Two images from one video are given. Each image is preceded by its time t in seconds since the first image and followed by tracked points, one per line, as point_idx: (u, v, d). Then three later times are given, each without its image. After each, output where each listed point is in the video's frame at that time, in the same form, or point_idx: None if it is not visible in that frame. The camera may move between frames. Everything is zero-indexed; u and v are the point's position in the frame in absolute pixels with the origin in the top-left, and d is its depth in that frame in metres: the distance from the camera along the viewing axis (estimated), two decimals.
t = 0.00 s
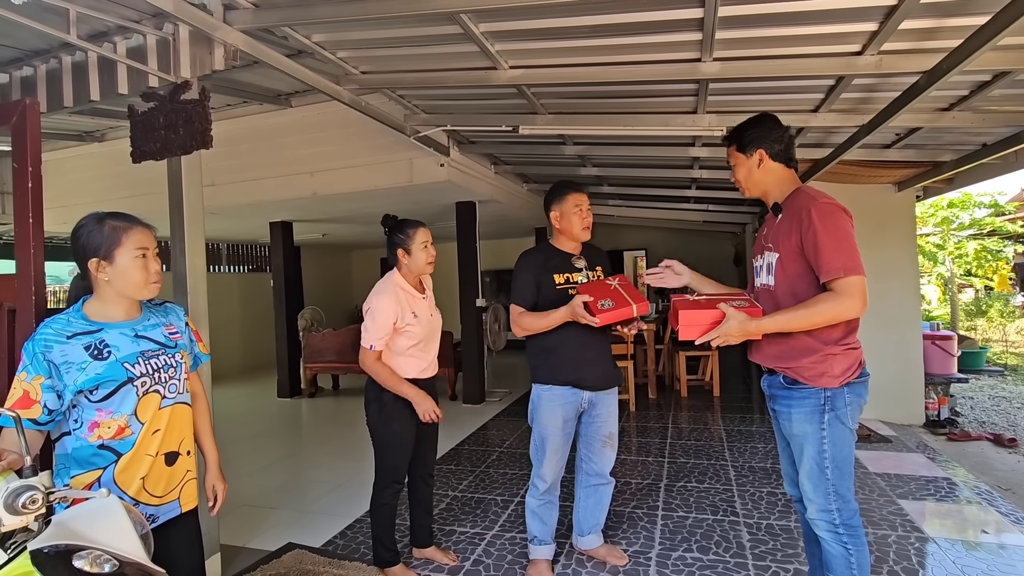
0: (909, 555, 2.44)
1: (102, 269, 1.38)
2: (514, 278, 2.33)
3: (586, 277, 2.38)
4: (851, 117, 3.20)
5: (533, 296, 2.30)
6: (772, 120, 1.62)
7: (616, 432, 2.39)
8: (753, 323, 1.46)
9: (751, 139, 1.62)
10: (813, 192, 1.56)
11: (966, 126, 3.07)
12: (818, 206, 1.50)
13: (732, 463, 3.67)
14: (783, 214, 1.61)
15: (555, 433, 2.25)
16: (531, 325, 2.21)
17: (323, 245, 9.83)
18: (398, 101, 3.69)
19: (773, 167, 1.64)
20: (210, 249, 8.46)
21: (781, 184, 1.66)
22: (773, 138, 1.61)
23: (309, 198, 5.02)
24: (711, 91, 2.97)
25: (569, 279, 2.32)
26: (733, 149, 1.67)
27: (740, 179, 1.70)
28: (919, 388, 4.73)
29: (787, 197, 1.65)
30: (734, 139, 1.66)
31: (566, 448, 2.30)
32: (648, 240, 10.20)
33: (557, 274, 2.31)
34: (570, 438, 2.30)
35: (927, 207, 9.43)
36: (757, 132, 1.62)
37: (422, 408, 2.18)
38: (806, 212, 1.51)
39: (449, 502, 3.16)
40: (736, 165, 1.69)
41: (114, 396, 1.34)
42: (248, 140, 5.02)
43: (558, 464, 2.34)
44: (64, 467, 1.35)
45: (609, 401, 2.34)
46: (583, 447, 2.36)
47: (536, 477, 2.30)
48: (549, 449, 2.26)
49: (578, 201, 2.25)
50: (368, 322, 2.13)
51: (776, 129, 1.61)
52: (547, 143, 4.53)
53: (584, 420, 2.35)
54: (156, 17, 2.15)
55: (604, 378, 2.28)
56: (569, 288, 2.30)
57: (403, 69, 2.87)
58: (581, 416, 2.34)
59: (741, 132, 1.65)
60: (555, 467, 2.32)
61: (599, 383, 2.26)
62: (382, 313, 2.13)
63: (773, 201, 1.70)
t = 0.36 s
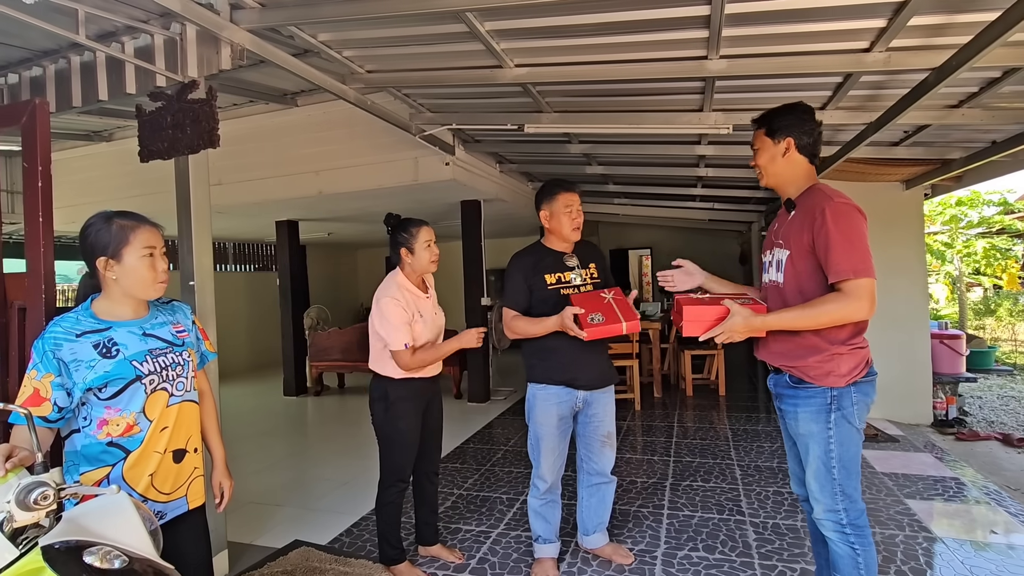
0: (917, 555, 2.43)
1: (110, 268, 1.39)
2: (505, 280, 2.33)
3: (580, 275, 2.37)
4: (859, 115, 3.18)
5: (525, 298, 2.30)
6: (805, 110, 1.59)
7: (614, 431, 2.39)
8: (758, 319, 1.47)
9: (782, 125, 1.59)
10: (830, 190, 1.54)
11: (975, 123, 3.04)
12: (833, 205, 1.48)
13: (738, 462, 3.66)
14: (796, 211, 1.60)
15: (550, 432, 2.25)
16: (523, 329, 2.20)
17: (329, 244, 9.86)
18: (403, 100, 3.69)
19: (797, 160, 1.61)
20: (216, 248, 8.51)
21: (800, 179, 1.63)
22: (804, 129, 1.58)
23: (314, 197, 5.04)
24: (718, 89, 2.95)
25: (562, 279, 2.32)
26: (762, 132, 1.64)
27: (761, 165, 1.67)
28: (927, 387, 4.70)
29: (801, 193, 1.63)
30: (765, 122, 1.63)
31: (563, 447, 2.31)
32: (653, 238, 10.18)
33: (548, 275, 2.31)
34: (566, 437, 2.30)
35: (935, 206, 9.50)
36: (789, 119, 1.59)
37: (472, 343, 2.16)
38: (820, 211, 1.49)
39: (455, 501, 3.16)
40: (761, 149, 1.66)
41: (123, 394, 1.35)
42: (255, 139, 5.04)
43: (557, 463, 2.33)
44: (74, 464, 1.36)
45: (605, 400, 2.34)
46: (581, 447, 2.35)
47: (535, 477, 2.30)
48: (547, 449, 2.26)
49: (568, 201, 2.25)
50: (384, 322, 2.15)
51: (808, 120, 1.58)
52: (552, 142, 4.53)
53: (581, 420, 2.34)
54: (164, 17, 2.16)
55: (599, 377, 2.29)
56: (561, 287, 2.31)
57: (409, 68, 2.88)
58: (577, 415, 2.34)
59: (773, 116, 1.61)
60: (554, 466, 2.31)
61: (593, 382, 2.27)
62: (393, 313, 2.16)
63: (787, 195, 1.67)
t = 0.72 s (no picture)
0: (922, 555, 2.43)
1: (116, 268, 1.40)
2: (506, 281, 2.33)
3: (580, 277, 2.37)
4: (864, 114, 3.17)
5: (525, 298, 2.30)
6: (822, 105, 1.58)
7: (615, 430, 2.39)
8: (763, 311, 1.47)
9: (806, 121, 1.56)
10: (848, 188, 1.54)
11: (981, 121, 3.03)
12: (847, 206, 1.47)
13: (742, 462, 3.65)
14: (810, 208, 1.60)
15: (551, 432, 2.25)
16: (524, 329, 2.20)
17: (333, 243, 9.87)
18: (406, 99, 3.69)
19: (819, 156, 1.60)
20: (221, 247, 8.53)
21: (820, 176, 1.62)
22: (826, 124, 1.57)
23: (318, 196, 5.05)
24: (722, 88, 2.95)
25: (562, 280, 2.32)
26: (780, 131, 1.60)
27: (783, 164, 1.63)
28: (932, 387, 4.68)
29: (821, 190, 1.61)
30: (784, 120, 1.59)
31: (565, 447, 2.31)
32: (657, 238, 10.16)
33: (549, 276, 2.31)
34: (568, 437, 2.30)
35: (942, 206, 9.52)
36: (810, 114, 1.57)
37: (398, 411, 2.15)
38: (832, 211, 1.49)
39: (459, 500, 3.17)
40: (780, 148, 1.62)
41: (129, 393, 1.36)
42: (259, 139, 5.05)
43: (558, 463, 2.34)
44: (80, 463, 1.37)
45: (606, 400, 2.34)
46: (582, 447, 2.35)
47: (537, 477, 2.30)
48: (548, 449, 2.26)
49: (566, 211, 2.23)
50: (367, 324, 2.13)
51: (828, 115, 1.57)
52: (556, 141, 4.53)
53: (581, 420, 2.34)
54: (169, 18, 2.18)
55: (600, 377, 2.29)
56: (561, 289, 2.32)
57: (413, 68, 2.88)
58: (578, 415, 2.34)
59: (793, 112, 1.59)
60: (556, 467, 2.32)
61: (593, 382, 2.27)
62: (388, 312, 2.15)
63: (806, 192, 1.66)
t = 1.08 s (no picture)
0: (925, 554, 2.42)
1: (120, 267, 1.41)
2: (511, 280, 2.33)
3: (586, 276, 2.38)
4: (867, 111, 3.16)
5: (530, 297, 2.31)
6: (831, 103, 1.58)
7: (619, 429, 2.39)
8: (766, 303, 1.47)
9: (811, 117, 1.56)
10: (850, 189, 1.53)
11: (985, 119, 3.02)
12: (852, 205, 1.47)
13: (744, 461, 3.65)
14: (813, 208, 1.60)
15: (555, 431, 2.25)
16: (529, 326, 2.21)
17: (335, 243, 9.89)
18: (408, 99, 3.69)
19: (822, 154, 1.59)
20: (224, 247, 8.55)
21: (823, 174, 1.61)
22: (832, 122, 1.57)
23: (321, 196, 5.06)
24: (724, 86, 2.94)
25: (567, 279, 2.33)
26: (786, 125, 1.61)
27: (785, 159, 1.63)
28: (936, 386, 4.67)
29: (825, 188, 1.61)
30: (791, 115, 1.60)
31: (568, 446, 2.31)
32: (660, 237, 10.15)
33: (554, 275, 2.32)
34: (571, 436, 2.30)
35: (946, 203, 9.47)
36: (816, 111, 1.57)
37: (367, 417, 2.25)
38: (837, 210, 1.49)
39: (461, 499, 3.17)
40: (785, 143, 1.62)
41: (133, 393, 1.37)
42: (261, 139, 5.06)
43: (561, 463, 2.34)
44: (86, 462, 1.39)
45: (609, 399, 2.34)
46: (586, 446, 2.36)
47: (540, 476, 2.30)
48: (551, 449, 2.27)
49: (570, 209, 2.23)
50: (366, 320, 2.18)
51: (835, 114, 1.57)
52: (558, 140, 4.53)
53: (585, 419, 2.35)
54: (172, 18, 2.18)
55: (603, 377, 2.29)
56: (566, 288, 2.32)
57: (415, 67, 2.88)
58: (581, 415, 2.34)
59: (799, 108, 1.60)
60: (559, 466, 2.32)
61: (597, 382, 2.27)
62: (384, 309, 2.18)
63: (809, 190, 1.65)
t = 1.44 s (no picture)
0: (928, 553, 2.42)
1: (125, 268, 1.42)
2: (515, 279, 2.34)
3: (591, 275, 2.38)
4: (868, 110, 3.16)
5: (535, 295, 2.31)
6: (833, 101, 1.58)
7: (623, 430, 2.39)
8: (773, 310, 1.46)
9: (811, 114, 1.57)
10: (849, 188, 1.53)
11: (987, 117, 3.02)
12: (851, 205, 1.47)
13: (746, 460, 3.65)
14: (812, 207, 1.60)
15: (559, 431, 2.26)
16: (533, 324, 2.21)
17: (337, 243, 9.91)
18: (409, 99, 3.69)
19: (821, 153, 1.60)
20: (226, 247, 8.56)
21: (821, 173, 1.62)
22: (832, 121, 1.57)
23: (323, 196, 5.07)
24: (726, 86, 2.95)
25: (572, 278, 2.33)
26: (787, 122, 1.62)
27: (784, 155, 1.64)
28: (938, 385, 4.66)
29: (821, 188, 1.61)
30: (792, 111, 1.61)
31: (572, 446, 2.31)
32: (661, 236, 10.14)
33: (559, 273, 2.32)
34: (575, 436, 2.31)
35: (948, 202, 9.42)
36: (818, 108, 1.57)
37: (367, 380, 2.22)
38: (837, 210, 1.49)
39: (463, 498, 3.18)
40: (785, 139, 1.63)
41: (137, 393, 1.38)
42: (263, 140, 5.07)
43: (565, 462, 2.34)
44: (90, 462, 1.39)
45: (613, 399, 2.34)
46: (590, 446, 2.36)
47: (544, 475, 2.31)
48: (555, 448, 2.27)
49: (569, 197, 2.26)
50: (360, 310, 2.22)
51: (836, 113, 1.57)
52: (559, 139, 4.53)
53: (589, 419, 2.35)
54: (174, 19, 2.19)
55: (608, 378, 2.29)
56: (572, 287, 2.32)
57: (417, 68, 2.89)
58: (586, 414, 2.35)
59: (802, 105, 1.60)
60: (563, 465, 2.32)
61: (602, 383, 2.27)
62: (381, 302, 2.22)
63: (806, 188, 1.66)
